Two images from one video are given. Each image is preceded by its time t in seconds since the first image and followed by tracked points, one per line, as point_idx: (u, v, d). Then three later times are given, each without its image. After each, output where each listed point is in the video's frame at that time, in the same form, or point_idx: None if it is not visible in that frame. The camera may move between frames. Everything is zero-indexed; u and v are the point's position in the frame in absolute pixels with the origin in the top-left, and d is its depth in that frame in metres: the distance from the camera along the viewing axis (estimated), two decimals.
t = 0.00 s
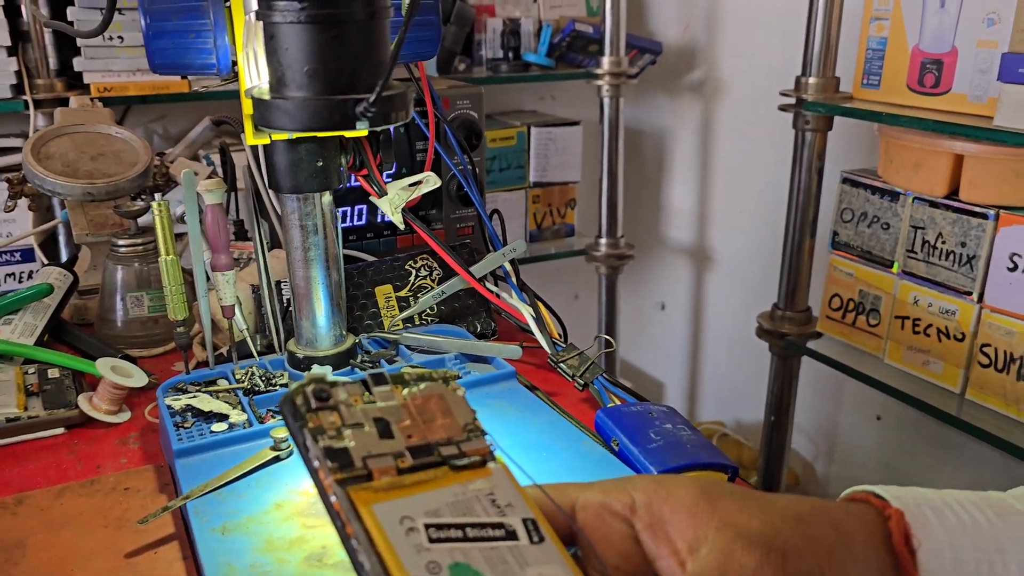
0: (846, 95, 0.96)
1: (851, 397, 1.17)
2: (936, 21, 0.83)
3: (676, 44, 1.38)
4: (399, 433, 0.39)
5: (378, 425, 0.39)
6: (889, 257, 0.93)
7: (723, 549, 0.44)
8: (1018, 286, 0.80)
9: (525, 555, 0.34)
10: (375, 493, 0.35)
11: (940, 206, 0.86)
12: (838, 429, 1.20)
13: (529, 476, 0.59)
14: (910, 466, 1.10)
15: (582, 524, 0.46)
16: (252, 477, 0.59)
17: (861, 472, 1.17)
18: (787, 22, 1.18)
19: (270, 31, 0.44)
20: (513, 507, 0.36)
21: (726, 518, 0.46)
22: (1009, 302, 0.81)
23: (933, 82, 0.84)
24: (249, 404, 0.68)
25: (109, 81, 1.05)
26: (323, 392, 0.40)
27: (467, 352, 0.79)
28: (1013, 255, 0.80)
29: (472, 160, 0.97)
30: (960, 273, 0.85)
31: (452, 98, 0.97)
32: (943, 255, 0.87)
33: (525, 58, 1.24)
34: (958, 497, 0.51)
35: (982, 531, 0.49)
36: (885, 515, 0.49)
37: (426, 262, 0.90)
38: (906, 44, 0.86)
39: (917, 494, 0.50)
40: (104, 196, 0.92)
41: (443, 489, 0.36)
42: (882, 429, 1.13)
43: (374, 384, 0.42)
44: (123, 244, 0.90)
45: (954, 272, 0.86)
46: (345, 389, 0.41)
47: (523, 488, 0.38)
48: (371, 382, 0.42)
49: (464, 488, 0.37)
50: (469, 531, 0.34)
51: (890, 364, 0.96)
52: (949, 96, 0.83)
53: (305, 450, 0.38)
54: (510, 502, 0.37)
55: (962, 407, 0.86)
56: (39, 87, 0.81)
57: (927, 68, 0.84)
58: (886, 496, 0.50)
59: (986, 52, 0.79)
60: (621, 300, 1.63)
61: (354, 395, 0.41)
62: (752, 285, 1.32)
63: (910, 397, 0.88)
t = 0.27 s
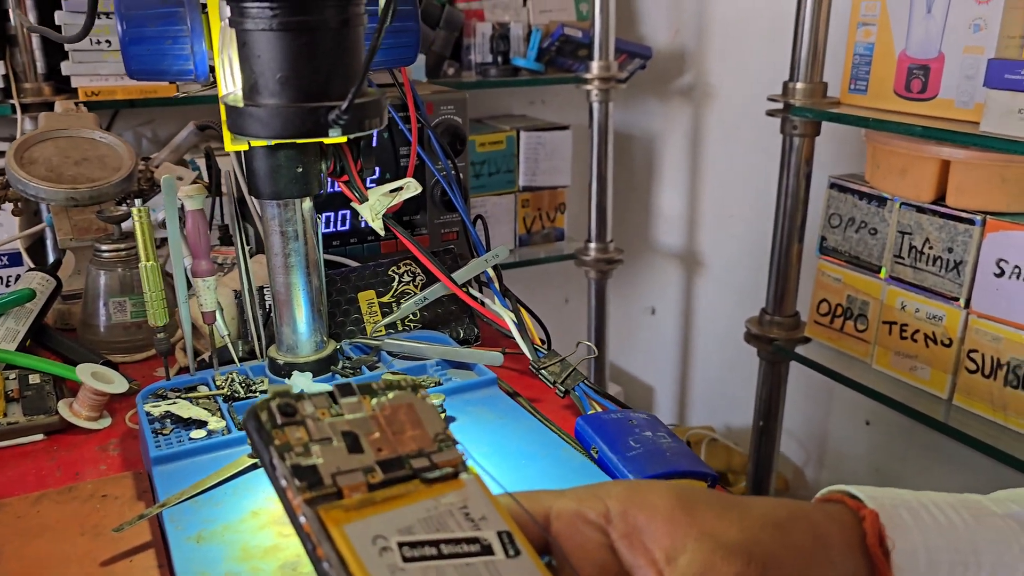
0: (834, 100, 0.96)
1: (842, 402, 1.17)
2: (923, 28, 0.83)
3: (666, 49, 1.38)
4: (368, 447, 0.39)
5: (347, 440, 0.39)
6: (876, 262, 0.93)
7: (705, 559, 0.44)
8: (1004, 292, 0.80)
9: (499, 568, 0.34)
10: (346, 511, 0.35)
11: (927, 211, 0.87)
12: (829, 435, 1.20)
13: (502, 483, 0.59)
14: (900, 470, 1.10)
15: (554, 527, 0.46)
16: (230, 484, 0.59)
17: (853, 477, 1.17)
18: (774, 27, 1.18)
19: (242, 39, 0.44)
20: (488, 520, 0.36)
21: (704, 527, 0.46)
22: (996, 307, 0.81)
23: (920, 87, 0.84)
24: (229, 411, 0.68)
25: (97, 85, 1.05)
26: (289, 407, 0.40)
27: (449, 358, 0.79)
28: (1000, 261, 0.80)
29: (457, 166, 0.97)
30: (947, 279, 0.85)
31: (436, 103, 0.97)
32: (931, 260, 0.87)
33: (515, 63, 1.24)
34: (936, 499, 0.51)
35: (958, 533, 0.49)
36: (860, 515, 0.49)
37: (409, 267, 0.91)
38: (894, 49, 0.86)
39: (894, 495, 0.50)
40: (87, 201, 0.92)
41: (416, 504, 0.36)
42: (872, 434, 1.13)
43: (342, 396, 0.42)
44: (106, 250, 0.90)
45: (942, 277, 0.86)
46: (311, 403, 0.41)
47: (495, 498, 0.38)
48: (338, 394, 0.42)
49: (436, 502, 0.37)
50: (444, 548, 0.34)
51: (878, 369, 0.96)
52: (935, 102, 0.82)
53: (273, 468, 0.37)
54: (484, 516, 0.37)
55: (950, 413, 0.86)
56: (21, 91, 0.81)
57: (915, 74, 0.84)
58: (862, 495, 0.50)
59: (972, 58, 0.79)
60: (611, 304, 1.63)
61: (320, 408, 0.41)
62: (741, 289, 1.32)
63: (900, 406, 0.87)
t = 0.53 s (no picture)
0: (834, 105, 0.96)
1: (842, 406, 1.17)
2: (923, 33, 0.83)
3: (666, 53, 1.38)
4: (378, 469, 0.38)
5: (357, 463, 0.38)
6: (877, 267, 0.93)
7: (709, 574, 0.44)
8: (1004, 299, 0.80)
9: None
10: (354, 530, 0.35)
11: (926, 217, 0.87)
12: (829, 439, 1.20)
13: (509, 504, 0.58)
14: (900, 475, 1.09)
15: (559, 549, 0.45)
16: (230, 494, 0.58)
17: (853, 482, 1.17)
18: (775, 32, 1.18)
19: (245, 48, 0.44)
20: (493, 542, 0.36)
21: (706, 548, 0.45)
22: (998, 314, 0.81)
23: (919, 93, 0.84)
24: (230, 419, 0.68)
25: (97, 89, 1.05)
26: (301, 429, 0.40)
27: (451, 365, 0.78)
28: (1000, 267, 0.80)
29: (458, 172, 0.97)
30: (947, 284, 0.86)
31: (437, 110, 0.97)
32: (930, 266, 0.87)
33: (515, 67, 1.24)
34: (937, 522, 0.51)
35: (961, 556, 0.48)
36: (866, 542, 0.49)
37: (411, 274, 0.91)
38: (893, 56, 0.86)
39: (897, 520, 0.50)
40: (88, 206, 0.92)
41: (422, 525, 0.36)
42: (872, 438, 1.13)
43: (353, 421, 0.42)
44: (107, 255, 0.89)
45: (942, 283, 0.86)
46: (322, 426, 0.41)
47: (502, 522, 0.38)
48: (350, 417, 0.42)
49: (442, 523, 0.36)
50: (449, 567, 0.34)
51: (879, 375, 0.96)
52: (935, 108, 0.83)
53: (283, 488, 0.37)
54: (489, 537, 0.36)
55: (950, 419, 0.86)
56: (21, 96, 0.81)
57: (914, 79, 0.84)
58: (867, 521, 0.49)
59: (973, 64, 0.79)
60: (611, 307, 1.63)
61: (331, 431, 0.41)
62: (741, 293, 1.32)
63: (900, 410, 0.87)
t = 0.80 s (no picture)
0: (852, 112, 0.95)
1: (856, 410, 1.17)
2: (941, 41, 0.82)
3: (679, 57, 1.39)
4: (440, 489, 0.40)
5: (420, 484, 0.40)
6: (894, 274, 0.92)
7: None
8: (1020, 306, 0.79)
9: None
10: (421, 550, 0.36)
11: (945, 224, 0.85)
12: (843, 444, 1.20)
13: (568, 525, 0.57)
14: (916, 480, 1.09)
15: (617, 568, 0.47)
16: (274, 508, 0.59)
17: (866, 486, 1.17)
18: (790, 38, 1.17)
19: (301, 71, 0.44)
20: (554, 562, 0.37)
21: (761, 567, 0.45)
22: (1016, 321, 0.79)
23: (938, 102, 0.83)
24: (269, 432, 0.69)
25: (115, 96, 1.05)
26: (367, 451, 0.42)
27: (484, 376, 0.79)
28: (1018, 275, 0.78)
29: (484, 181, 0.98)
30: (966, 291, 0.84)
31: (464, 120, 0.98)
32: (949, 274, 0.85)
33: (529, 72, 1.23)
34: (983, 541, 0.49)
35: None
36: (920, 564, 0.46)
37: (440, 284, 0.91)
38: (911, 63, 0.85)
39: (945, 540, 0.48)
40: (116, 217, 0.93)
41: (485, 545, 0.37)
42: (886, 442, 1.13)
43: (414, 441, 0.44)
44: (136, 266, 0.90)
45: (960, 290, 0.85)
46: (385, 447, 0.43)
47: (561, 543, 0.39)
48: (410, 438, 0.44)
49: (505, 543, 0.38)
50: None
51: (896, 380, 0.94)
52: (954, 116, 0.82)
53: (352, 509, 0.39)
54: (550, 557, 0.37)
55: (968, 424, 0.85)
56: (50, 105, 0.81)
57: (933, 87, 0.84)
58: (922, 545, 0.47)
59: (992, 73, 0.78)
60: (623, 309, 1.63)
61: (394, 452, 0.43)
62: (753, 299, 1.32)
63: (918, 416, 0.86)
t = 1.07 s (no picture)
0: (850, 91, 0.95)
1: (854, 385, 1.17)
2: (941, 19, 0.82)
3: (671, 36, 1.38)
4: (492, 495, 0.39)
5: (472, 490, 0.40)
6: (895, 251, 0.92)
7: None
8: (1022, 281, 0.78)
9: None
10: (481, 559, 0.36)
11: (946, 202, 0.85)
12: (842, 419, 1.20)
13: (620, 524, 0.56)
14: (914, 454, 1.10)
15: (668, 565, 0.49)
16: (308, 503, 0.59)
17: (865, 461, 1.17)
18: (785, 16, 1.17)
19: (339, 72, 0.44)
20: (608, 562, 0.37)
21: (813, 564, 0.47)
22: (1017, 296, 0.80)
23: (937, 79, 0.83)
24: (295, 426, 0.69)
25: (110, 87, 1.02)
26: (417, 461, 0.41)
27: (504, 365, 0.80)
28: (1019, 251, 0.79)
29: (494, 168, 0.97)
30: (967, 268, 0.84)
31: (474, 108, 0.98)
32: (949, 250, 0.85)
33: (522, 54, 1.23)
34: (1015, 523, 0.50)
35: None
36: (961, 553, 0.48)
37: (453, 273, 0.92)
38: (911, 41, 0.85)
39: (985, 527, 0.50)
40: (126, 212, 0.92)
41: (542, 549, 0.37)
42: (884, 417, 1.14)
43: (461, 447, 0.43)
44: (148, 262, 0.90)
45: (961, 266, 0.85)
46: (435, 454, 0.42)
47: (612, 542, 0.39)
48: (458, 444, 0.43)
49: (560, 546, 0.38)
50: None
51: (897, 356, 0.94)
52: (954, 94, 0.82)
53: (407, 519, 0.39)
54: (603, 557, 0.38)
55: (971, 399, 0.85)
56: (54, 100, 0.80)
57: (933, 65, 0.83)
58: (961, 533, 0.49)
59: (992, 50, 0.78)
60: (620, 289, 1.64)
61: (443, 459, 0.42)
62: (750, 278, 1.32)
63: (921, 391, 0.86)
